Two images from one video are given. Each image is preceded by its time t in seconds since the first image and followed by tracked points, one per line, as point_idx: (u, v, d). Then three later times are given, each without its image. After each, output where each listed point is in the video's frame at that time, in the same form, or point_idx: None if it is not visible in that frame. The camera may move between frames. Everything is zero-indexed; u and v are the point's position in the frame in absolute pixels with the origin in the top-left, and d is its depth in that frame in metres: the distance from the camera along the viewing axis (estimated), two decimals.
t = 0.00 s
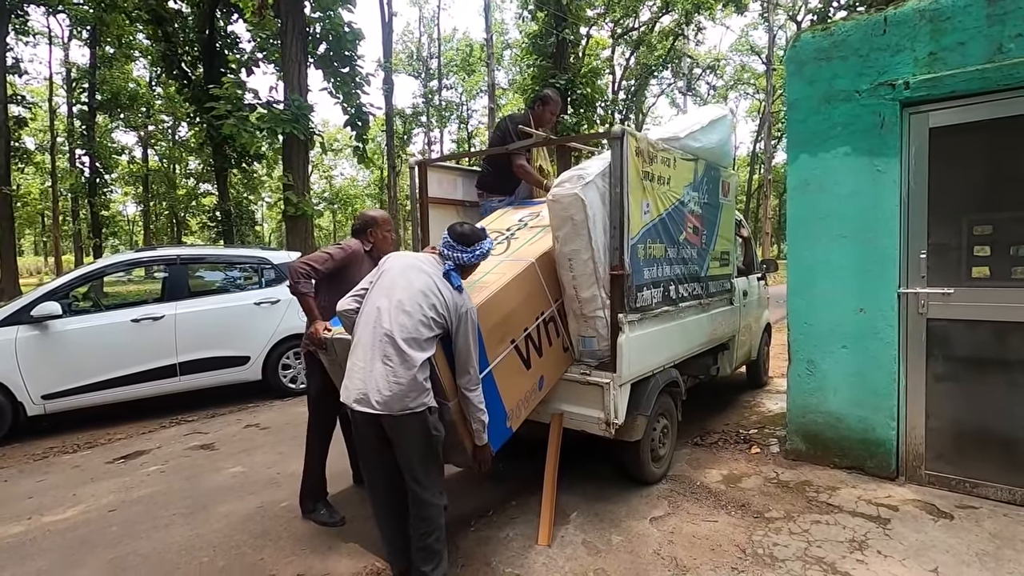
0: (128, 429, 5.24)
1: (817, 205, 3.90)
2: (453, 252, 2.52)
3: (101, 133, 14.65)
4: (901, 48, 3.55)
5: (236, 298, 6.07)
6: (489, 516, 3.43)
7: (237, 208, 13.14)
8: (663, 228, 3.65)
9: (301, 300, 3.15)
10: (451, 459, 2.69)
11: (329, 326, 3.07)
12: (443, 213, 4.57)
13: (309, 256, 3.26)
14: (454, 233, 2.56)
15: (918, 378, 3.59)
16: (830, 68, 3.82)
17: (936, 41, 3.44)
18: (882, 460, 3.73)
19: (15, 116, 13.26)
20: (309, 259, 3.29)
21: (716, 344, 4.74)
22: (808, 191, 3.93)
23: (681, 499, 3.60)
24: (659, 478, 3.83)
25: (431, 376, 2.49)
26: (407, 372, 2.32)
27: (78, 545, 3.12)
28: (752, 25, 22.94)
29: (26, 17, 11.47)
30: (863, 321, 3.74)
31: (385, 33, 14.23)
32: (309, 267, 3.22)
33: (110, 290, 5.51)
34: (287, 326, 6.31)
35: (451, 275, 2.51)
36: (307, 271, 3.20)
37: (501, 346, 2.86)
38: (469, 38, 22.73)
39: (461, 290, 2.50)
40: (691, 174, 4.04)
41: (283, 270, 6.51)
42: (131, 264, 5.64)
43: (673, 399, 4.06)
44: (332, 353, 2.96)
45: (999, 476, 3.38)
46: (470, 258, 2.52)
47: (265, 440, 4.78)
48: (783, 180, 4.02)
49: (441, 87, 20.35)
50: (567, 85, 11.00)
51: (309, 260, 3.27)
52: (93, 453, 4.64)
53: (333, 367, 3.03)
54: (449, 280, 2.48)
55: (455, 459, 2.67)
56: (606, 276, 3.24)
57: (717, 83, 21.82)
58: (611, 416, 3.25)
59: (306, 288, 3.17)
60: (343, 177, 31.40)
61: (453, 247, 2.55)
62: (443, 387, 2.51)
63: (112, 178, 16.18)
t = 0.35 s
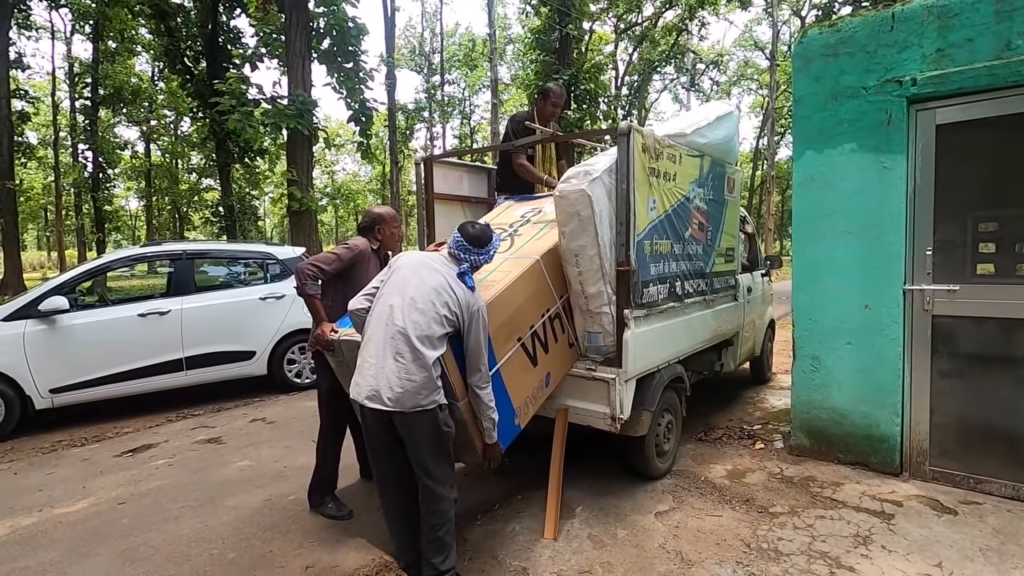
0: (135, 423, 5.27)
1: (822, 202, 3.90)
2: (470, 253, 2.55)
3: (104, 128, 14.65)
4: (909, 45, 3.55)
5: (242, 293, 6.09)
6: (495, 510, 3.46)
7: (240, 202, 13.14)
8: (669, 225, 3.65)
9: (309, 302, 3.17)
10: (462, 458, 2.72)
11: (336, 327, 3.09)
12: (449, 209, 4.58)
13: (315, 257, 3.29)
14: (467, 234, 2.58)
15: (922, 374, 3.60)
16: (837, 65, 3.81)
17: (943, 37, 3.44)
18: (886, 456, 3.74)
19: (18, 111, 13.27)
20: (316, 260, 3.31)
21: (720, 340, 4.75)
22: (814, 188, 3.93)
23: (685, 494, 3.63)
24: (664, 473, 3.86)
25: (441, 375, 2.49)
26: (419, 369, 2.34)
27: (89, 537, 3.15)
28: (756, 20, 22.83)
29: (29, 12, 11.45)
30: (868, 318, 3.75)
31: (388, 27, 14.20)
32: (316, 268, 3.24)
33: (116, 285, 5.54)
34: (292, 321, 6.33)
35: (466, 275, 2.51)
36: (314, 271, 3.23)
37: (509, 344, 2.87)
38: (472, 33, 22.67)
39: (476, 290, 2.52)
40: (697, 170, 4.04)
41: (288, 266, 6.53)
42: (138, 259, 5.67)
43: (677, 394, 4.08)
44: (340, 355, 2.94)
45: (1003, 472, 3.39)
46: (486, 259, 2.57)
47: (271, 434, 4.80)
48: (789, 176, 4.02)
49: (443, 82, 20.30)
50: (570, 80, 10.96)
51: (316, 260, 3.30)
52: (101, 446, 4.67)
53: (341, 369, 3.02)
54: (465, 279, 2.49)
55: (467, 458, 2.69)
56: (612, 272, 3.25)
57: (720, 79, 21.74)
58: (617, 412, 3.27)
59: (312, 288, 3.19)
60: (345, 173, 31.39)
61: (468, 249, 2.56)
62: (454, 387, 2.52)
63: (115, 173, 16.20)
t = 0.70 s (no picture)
0: (135, 418, 5.28)
1: (823, 199, 3.90)
2: (472, 252, 2.53)
3: (104, 123, 14.63)
4: (910, 41, 3.54)
5: (241, 288, 6.09)
6: (495, 506, 3.47)
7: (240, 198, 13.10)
8: (669, 221, 3.65)
9: (308, 301, 3.15)
10: (464, 455, 2.73)
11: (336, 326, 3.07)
12: (449, 205, 4.57)
13: (314, 257, 3.27)
14: (467, 231, 2.55)
15: (921, 371, 3.60)
16: (838, 61, 3.81)
17: (945, 34, 3.43)
18: (885, 453, 3.74)
19: (17, 106, 13.23)
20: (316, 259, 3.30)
21: (720, 337, 4.75)
22: (814, 185, 3.93)
23: (684, 490, 3.63)
24: (663, 469, 3.86)
25: (442, 375, 2.48)
26: (422, 366, 2.34)
27: (89, 532, 3.16)
28: (757, 17, 22.76)
29: (27, 6, 11.41)
30: (868, 316, 3.75)
31: (388, 23, 14.16)
32: (315, 267, 3.23)
33: (115, 281, 5.53)
34: (291, 317, 6.33)
35: (468, 272, 2.50)
36: (314, 271, 3.22)
37: (509, 343, 2.87)
38: (472, 29, 22.59)
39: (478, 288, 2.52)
40: (698, 167, 4.03)
41: (288, 262, 6.53)
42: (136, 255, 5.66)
43: (677, 391, 4.08)
44: (340, 354, 2.92)
45: (1001, 469, 3.40)
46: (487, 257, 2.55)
47: (270, 429, 4.81)
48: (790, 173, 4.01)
49: (444, 78, 20.24)
50: (571, 76, 10.92)
51: (316, 260, 3.29)
52: (101, 442, 4.68)
53: (341, 369, 3.01)
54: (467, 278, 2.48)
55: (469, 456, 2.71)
56: (612, 269, 3.25)
57: (721, 75, 21.68)
58: (616, 408, 3.28)
59: (312, 288, 3.17)
60: (345, 169, 31.34)
61: (470, 247, 2.55)
62: (455, 386, 2.51)
63: (115, 169, 16.16)
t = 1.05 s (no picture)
0: (129, 411, 5.27)
1: (819, 192, 3.90)
2: (468, 245, 2.51)
3: (98, 117, 14.54)
4: (904, 34, 3.54)
5: (236, 282, 6.07)
6: (488, 498, 3.47)
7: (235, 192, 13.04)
8: (663, 214, 3.65)
9: (302, 300, 3.15)
10: (463, 451, 2.75)
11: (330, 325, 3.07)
12: (443, 198, 4.56)
13: (310, 254, 3.27)
14: (464, 224, 2.54)
15: (913, 365, 3.61)
16: (833, 54, 3.80)
17: (939, 27, 3.43)
18: (877, 445, 3.76)
19: (9, 99, 13.12)
20: (311, 256, 3.30)
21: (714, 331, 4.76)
22: (809, 178, 3.93)
23: (677, 482, 3.65)
24: (656, 461, 3.88)
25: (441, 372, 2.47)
26: (421, 360, 2.33)
27: (82, 524, 3.16)
28: (755, 12, 22.72)
29: None
30: (861, 309, 3.76)
31: (385, 17, 14.08)
32: (310, 265, 3.23)
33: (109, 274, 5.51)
34: (286, 310, 6.32)
35: (463, 266, 2.49)
36: (308, 268, 3.21)
37: (505, 335, 2.87)
38: (469, 23, 22.49)
39: (475, 281, 2.51)
40: (692, 160, 4.04)
41: (283, 255, 6.51)
42: (130, 248, 5.63)
43: (671, 384, 4.09)
44: (333, 352, 2.91)
45: (991, 461, 3.42)
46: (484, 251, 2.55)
47: (264, 423, 4.81)
48: (785, 167, 4.01)
49: (440, 73, 20.16)
50: (567, 71, 10.90)
51: (311, 257, 3.28)
52: (94, 435, 4.67)
53: (334, 367, 3.01)
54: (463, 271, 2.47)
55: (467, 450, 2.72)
56: (606, 262, 3.25)
57: (718, 70, 21.64)
58: (609, 401, 3.28)
59: (306, 286, 3.17)
60: (341, 163, 31.23)
61: (467, 241, 2.53)
62: (454, 383, 2.51)
63: (109, 162, 16.06)
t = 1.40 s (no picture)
0: (122, 405, 5.26)
1: (811, 186, 3.89)
2: (459, 241, 2.52)
3: (92, 110, 14.44)
4: (897, 27, 3.53)
5: (230, 276, 6.06)
6: (481, 491, 3.48)
7: (231, 186, 12.97)
8: (656, 208, 3.65)
9: (291, 298, 3.14)
10: (456, 446, 2.75)
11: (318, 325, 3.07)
12: (437, 192, 4.56)
13: (300, 252, 3.26)
14: (455, 220, 2.55)
15: (904, 359, 3.63)
16: (826, 48, 3.79)
17: (932, 20, 3.42)
18: (867, 439, 3.78)
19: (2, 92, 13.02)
20: (302, 254, 3.28)
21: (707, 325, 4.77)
22: (802, 172, 3.92)
23: (669, 475, 3.66)
24: (649, 455, 3.89)
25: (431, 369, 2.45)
26: (409, 354, 2.31)
27: (73, 517, 3.15)
28: (753, 7, 22.66)
29: None
30: (852, 303, 3.77)
31: (381, 10, 14.01)
32: (301, 263, 3.21)
33: (101, 268, 5.48)
34: (280, 305, 6.31)
35: (453, 260, 2.49)
36: (299, 267, 3.19)
37: (495, 329, 2.88)
38: (466, 17, 22.38)
39: (464, 276, 2.52)
40: (686, 154, 4.03)
41: (277, 249, 6.50)
42: (122, 242, 5.60)
43: (663, 377, 4.10)
44: (322, 351, 2.91)
45: (981, 454, 3.44)
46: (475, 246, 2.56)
47: (258, 417, 4.80)
48: (779, 161, 4.00)
49: (438, 67, 20.09)
50: (564, 66, 10.87)
51: (302, 255, 3.26)
52: (87, 429, 4.66)
53: (324, 366, 3.00)
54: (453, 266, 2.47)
55: (460, 446, 2.72)
56: (598, 255, 3.26)
57: (716, 65, 21.58)
58: (601, 394, 3.29)
59: (297, 285, 3.15)
60: (338, 158, 31.13)
61: (456, 235, 2.53)
62: (444, 379, 2.50)
63: (104, 157, 15.97)
